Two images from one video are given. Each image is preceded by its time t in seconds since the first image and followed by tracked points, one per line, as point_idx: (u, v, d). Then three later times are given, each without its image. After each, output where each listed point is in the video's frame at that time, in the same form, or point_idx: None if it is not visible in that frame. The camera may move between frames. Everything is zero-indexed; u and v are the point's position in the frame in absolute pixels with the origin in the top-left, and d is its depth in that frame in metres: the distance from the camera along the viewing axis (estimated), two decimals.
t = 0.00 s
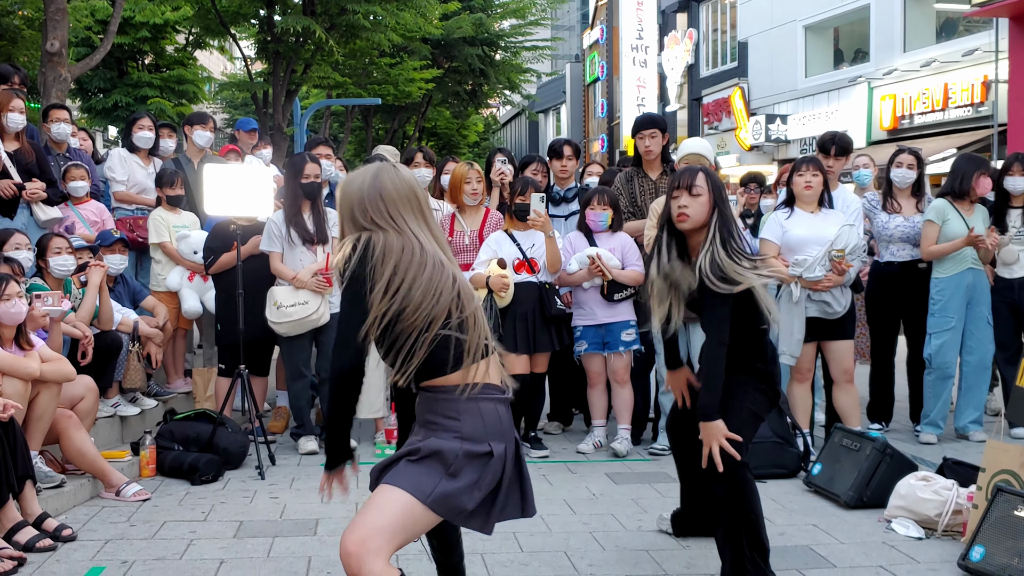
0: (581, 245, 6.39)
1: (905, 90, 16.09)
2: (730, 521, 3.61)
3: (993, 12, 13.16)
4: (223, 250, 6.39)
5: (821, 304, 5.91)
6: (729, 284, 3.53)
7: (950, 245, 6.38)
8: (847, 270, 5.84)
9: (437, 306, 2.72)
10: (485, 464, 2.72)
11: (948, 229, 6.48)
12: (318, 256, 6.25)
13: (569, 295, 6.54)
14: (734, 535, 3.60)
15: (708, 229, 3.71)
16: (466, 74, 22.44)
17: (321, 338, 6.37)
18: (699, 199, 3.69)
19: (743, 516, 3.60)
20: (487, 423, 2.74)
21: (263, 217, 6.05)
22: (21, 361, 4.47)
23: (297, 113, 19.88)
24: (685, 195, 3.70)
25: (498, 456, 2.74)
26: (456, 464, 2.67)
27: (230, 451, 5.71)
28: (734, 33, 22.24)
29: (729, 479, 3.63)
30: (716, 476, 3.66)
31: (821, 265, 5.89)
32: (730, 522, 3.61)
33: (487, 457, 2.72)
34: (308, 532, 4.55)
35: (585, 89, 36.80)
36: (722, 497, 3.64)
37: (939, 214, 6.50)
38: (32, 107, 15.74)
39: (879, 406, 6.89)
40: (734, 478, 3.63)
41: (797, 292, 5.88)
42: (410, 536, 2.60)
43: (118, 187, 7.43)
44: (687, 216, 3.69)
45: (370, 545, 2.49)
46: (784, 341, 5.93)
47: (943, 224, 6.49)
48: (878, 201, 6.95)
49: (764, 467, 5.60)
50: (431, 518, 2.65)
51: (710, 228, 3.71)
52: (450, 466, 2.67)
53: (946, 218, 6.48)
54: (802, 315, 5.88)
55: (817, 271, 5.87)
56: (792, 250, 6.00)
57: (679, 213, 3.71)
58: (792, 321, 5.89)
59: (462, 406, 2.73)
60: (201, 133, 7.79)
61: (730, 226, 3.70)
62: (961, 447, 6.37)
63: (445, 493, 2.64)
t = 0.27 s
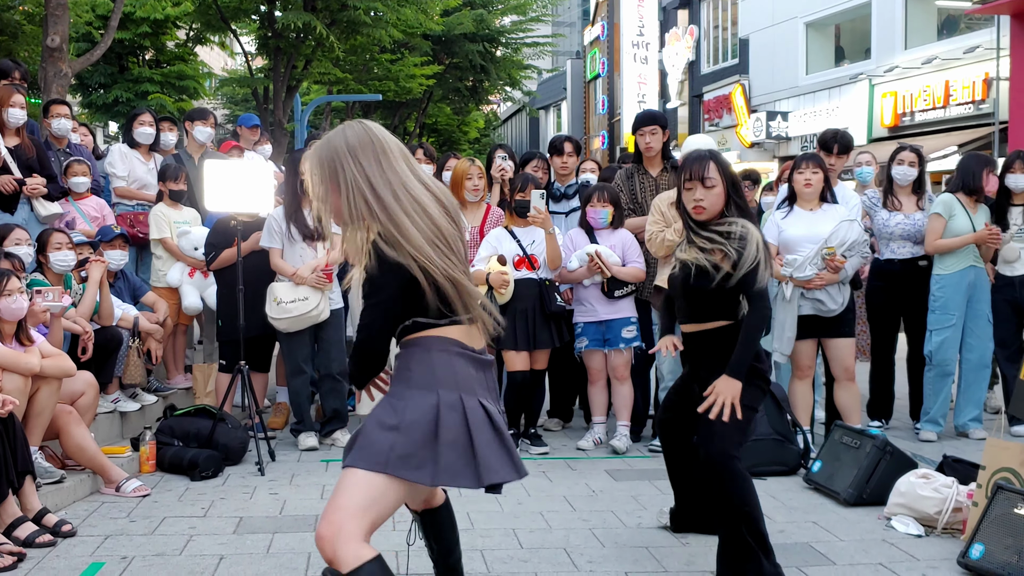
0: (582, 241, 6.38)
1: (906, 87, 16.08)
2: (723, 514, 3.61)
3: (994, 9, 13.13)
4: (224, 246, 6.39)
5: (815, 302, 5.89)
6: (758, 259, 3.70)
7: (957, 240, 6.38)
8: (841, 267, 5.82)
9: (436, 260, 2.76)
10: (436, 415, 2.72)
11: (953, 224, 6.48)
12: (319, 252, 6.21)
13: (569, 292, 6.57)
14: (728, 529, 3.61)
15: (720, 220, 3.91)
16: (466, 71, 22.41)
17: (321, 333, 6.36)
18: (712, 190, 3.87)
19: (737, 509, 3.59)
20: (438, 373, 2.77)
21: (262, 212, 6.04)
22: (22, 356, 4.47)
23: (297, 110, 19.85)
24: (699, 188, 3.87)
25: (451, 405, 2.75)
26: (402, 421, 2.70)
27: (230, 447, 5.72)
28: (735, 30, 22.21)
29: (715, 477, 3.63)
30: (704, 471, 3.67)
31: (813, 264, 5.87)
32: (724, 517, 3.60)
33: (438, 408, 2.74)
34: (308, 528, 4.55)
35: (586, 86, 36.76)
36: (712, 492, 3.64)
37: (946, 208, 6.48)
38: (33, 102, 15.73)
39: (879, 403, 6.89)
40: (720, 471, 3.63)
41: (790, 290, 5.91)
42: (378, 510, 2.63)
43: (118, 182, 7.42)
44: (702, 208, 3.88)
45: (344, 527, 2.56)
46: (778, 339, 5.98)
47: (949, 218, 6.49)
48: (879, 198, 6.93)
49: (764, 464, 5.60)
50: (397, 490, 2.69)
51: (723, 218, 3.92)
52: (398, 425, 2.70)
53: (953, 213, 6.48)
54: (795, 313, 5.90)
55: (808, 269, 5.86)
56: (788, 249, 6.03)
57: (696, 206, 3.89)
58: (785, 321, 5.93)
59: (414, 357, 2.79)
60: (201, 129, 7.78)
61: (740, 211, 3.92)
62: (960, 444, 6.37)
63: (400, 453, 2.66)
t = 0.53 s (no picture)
0: (583, 235, 6.38)
1: (908, 82, 16.04)
2: (718, 515, 3.60)
3: (996, 4, 13.10)
4: (225, 240, 6.38)
5: (815, 297, 5.89)
6: (758, 274, 3.61)
7: (957, 236, 6.37)
8: (840, 263, 5.82)
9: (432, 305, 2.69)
10: (411, 452, 2.59)
11: (953, 220, 6.47)
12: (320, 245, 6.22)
13: (570, 286, 6.53)
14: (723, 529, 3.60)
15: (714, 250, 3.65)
16: (467, 65, 22.38)
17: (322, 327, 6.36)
18: (706, 223, 3.56)
19: (735, 510, 3.57)
20: (407, 405, 2.64)
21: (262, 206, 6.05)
22: (22, 350, 4.47)
23: (298, 104, 19.82)
24: (693, 219, 3.56)
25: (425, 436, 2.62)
26: (373, 460, 2.60)
27: (230, 441, 5.72)
28: (736, 25, 22.17)
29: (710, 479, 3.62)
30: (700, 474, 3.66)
31: (813, 259, 5.88)
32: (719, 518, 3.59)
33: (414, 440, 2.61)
34: (308, 522, 4.55)
35: (586, 80, 36.72)
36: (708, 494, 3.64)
37: (946, 204, 6.47)
38: (33, 96, 15.73)
39: (880, 398, 6.89)
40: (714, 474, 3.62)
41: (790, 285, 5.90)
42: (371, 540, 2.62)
43: (119, 176, 7.41)
44: (696, 241, 3.57)
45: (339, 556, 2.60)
46: (781, 336, 5.97)
47: (948, 214, 6.47)
48: (879, 194, 6.95)
49: (765, 459, 5.61)
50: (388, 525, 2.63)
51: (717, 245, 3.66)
52: (374, 465, 2.60)
53: (952, 209, 6.46)
54: (796, 309, 5.90)
55: (808, 264, 5.87)
56: (788, 244, 6.03)
57: (687, 239, 3.57)
58: (786, 316, 5.92)
59: (390, 391, 2.68)
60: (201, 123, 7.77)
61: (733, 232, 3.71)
62: (961, 439, 6.37)
63: (379, 495, 2.58)
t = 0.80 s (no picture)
0: (586, 232, 6.37)
1: (910, 77, 16.02)
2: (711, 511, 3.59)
3: None
4: (228, 236, 6.39)
5: (818, 293, 5.87)
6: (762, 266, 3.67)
7: (953, 235, 6.39)
8: (844, 259, 5.81)
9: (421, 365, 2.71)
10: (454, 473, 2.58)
11: (950, 218, 6.46)
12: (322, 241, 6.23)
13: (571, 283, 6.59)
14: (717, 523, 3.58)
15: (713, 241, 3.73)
16: (469, 60, 22.37)
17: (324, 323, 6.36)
18: (710, 210, 3.68)
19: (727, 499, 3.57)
20: (452, 429, 2.62)
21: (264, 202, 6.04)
22: (25, 345, 4.47)
23: (300, 99, 19.81)
24: (698, 207, 3.68)
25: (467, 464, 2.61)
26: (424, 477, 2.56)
27: (232, 436, 5.72)
28: (738, 20, 22.14)
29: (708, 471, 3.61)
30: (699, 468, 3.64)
31: (817, 255, 5.86)
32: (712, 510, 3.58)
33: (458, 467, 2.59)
34: (310, 517, 4.55)
35: (588, 75, 36.67)
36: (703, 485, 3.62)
37: (942, 203, 6.46)
38: (35, 91, 15.73)
39: (882, 394, 6.89)
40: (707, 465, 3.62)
41: (793, 281, 5.89)
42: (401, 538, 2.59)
43: (121, 171, 7.41)
44: (702, 228, 3.68)
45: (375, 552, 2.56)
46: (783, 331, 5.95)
47: (945, 213, 6.47)
48: (881, 191, 6.95)
49: (765, 455, 5.60)
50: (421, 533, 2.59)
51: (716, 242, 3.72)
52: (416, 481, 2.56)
53: (950, 207, 6.45)
54: (799, 305, 5.88)
55: (813, 260, 5.84)
56: (791, 240, 6.01)
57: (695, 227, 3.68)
58: (789, 312, 5.90)
59: (427, 412, 2.64)
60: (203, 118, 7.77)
61: (736, 228, 3.78)
62: (963, 435, 6.36)
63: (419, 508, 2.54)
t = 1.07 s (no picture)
0: (589, 227, 6.36)
1: (912, 73, 15.99)
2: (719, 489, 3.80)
3: None
4: (230, 230, 6.38)
5: (819, 288, 5.86)
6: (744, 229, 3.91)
7: (948, 232, 6.39)
8: (845, 255, 5.81)
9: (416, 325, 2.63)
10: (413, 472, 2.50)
11: (945, 215, 6.46)
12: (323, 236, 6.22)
13: (573, 278, 6.56)
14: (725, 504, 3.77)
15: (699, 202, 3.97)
16: (471, 55, 22.36)
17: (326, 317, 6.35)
18: (698, 170, 3.94)
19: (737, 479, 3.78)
20: (417, 423, 2.53)
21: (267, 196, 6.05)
22: (27, 339, 4.47)
23: (302, 93, 19.80)
24: (687, 167, 3.94)
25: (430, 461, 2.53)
26: (380, 476, 2.50)
27: (234, 430, 5.73)
28: (741, 15, 22.11)
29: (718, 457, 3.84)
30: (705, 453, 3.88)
31: (818, 251, 5.84)
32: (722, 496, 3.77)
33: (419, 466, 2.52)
34: (312, 511, 4.56)
35: (591, 70, 36.61)
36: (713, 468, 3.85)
37: (936, 201, 6.46)
38: (37, 85, 15.73)
39: (884, 390, 6.88)
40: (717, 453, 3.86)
41: (794, 275, 5.89)
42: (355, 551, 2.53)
43: (123, 165, 7.41)
44: (690, 187, 3.93)
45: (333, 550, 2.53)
46: (783, 326, 5.95)
47: (940, 210, 6.46)
48: (883, 187, 6.96)
49: (767, 451, 5.60)
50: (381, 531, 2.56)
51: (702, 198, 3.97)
52: (375, 479, 2.50)
53: (944, 204, 6.45)
54: (800, 299, 5.88)
55: (813, 256, 5.83)
56: (793, 235, 6.00)
57: (684, 185, 3.93)
58: (789, 307, 5.90)
59: (392, 404, 2.56)
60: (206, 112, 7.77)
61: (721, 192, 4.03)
62: (965, 431, 6.35)
63: (375, 507, 2.49)
